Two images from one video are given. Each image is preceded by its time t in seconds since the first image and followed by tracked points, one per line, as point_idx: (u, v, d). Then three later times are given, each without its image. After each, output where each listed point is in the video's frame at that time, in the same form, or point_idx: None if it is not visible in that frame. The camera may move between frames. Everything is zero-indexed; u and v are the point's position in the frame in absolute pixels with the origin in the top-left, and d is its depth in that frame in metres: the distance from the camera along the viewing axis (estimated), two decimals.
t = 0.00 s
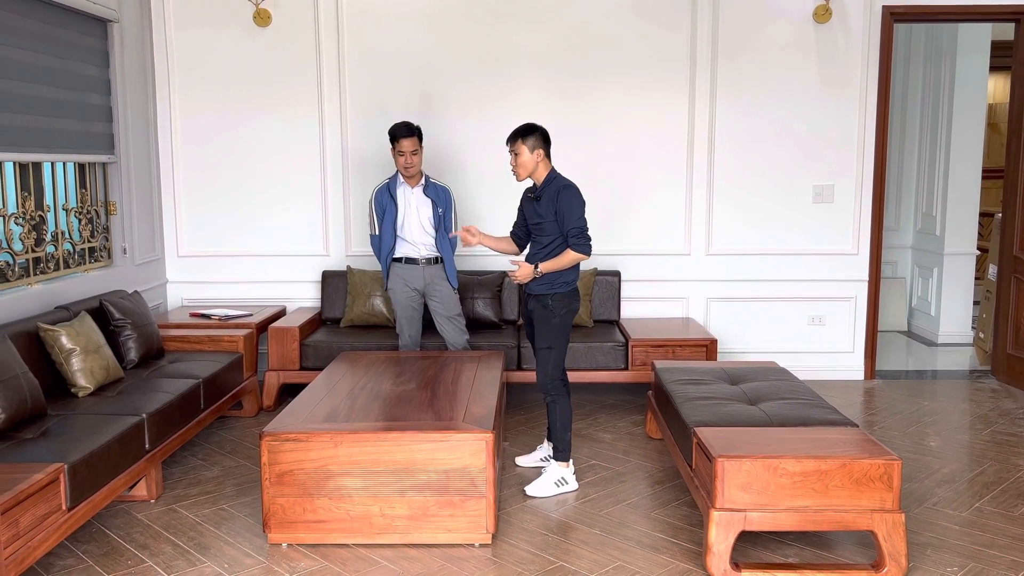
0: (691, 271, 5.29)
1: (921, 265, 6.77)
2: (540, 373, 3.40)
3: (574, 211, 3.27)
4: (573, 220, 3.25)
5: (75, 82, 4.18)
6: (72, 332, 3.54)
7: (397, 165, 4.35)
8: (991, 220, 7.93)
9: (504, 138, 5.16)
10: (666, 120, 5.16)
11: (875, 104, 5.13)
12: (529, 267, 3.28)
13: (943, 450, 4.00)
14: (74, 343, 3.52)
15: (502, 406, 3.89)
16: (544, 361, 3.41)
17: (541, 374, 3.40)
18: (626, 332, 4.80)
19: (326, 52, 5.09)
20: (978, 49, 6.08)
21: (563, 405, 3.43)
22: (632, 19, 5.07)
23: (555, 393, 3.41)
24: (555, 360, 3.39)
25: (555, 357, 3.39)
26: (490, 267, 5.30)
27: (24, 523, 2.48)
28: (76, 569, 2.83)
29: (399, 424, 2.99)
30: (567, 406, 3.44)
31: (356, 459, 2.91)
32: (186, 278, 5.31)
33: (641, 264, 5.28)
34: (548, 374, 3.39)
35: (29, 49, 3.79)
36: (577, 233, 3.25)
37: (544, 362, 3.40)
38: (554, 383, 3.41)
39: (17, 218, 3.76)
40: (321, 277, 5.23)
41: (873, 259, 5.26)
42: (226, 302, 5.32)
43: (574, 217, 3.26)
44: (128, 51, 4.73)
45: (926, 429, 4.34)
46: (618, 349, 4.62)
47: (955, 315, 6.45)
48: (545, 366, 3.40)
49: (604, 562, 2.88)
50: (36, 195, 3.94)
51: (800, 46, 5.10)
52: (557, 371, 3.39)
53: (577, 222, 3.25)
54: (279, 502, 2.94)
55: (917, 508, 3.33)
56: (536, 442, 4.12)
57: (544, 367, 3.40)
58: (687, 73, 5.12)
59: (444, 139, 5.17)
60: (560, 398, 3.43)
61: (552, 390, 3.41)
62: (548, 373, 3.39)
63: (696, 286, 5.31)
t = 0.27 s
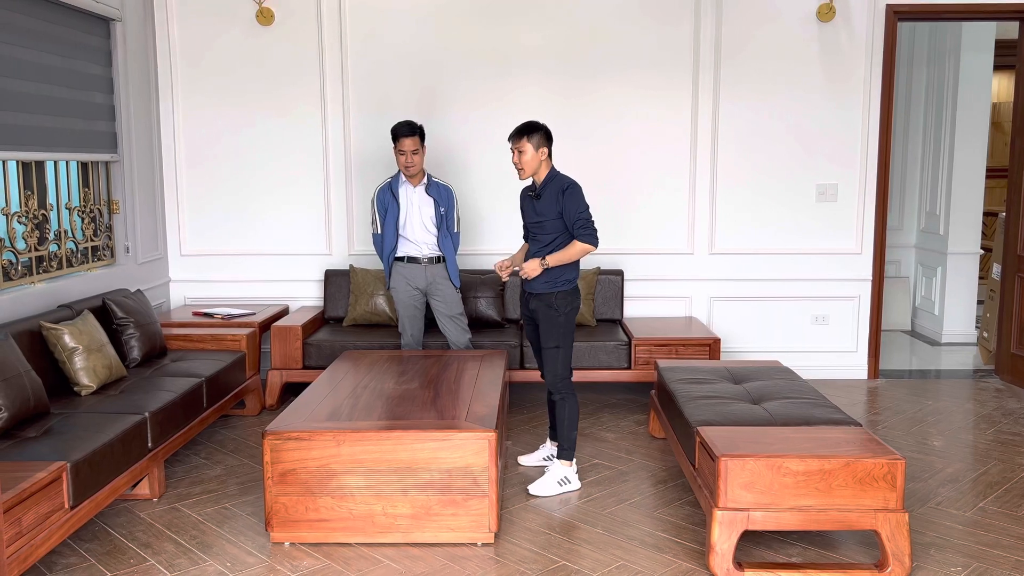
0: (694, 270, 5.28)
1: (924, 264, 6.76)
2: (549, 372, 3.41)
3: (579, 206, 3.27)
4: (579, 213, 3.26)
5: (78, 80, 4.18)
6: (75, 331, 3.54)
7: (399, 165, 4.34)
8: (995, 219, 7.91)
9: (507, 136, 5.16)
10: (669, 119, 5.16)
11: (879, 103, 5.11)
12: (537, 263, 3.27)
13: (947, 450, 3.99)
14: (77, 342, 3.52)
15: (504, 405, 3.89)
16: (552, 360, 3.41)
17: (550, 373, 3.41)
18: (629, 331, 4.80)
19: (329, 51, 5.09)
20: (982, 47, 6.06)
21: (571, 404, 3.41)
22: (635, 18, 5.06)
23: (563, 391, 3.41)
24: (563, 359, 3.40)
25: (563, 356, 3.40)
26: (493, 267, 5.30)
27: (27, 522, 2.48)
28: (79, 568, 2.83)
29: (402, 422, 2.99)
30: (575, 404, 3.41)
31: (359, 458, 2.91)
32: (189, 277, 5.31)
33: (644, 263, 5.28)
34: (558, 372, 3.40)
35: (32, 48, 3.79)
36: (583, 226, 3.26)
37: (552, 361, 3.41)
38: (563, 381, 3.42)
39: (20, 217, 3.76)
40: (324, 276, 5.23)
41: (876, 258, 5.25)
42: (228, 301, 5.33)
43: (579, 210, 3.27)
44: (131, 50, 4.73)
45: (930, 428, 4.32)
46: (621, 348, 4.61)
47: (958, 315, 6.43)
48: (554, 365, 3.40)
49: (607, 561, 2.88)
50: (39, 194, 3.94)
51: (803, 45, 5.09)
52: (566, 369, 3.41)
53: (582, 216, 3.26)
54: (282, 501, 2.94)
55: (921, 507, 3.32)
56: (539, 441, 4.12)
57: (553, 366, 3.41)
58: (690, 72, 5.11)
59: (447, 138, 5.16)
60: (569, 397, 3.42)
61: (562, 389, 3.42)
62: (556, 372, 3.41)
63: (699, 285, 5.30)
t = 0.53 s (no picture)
0: (696, 270, 5.28)
1: (927, 264, 6.75)
2: (549, 372, 3.41)
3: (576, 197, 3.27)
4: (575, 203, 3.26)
5: (80, 81, 4.19)
6: (78, 331, 3.55)
7: (401, 165, 4.35)
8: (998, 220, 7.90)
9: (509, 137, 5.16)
10: (671, 119, 5.15)
11: (881, 103, 5.11)
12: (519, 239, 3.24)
13: (949, 450, 3.99)
14: (79, 342, 3.53)
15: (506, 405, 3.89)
16: (553, 361, 3.42)
17: (550, 374, 3.42)
18: (631, 332, 4.79)
19: (330, 51, 5.09)
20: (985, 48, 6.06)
21: (572, 404, 3.42)
22: (637, 18, 5.06)
23: (564, 392, 3.41)
24: (563, 359, 3.40)
25: (563, 356, 3.40)
26: (494, 267, 5.30)
27: (29, 522, 2.48)
28: (81, 567, 2.84)
29: (403, 422, 2.99)
30: (577, 404, 3.43)
31: (361, 458, 2.91)
32: (191, 277, 5.32)
33: (646, 263, 5.27)
34: (558, 373, 3.41)
35: (35, 48, 3.80)
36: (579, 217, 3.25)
37: (552, 361, 3.42)
38: (564, 382, 3.42)
39: (23, 217, 3.77)
40: (326, 276, 5.23)
41: (879, 259, 5.24)
42: (230, 301, 5.33)
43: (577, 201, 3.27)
44: (133, 50, 4.74)
45: (932, 429, 4.32)
46: (623, 348, 4.61)
47: (961, 315, 6.43)
48: (554, 366, 3.41)
49: (608, 561, 2.87)
50: (42, 194, 3.95)
51: (805, 45, 5.08)
52: (567, 369, 3.42)
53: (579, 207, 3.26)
54: (284, 501, 2.95)
55: (923, 508, 3.31)
56: (540, 441, 4.12)
57: (553, 366, 3.42)
58: (692, 72, 5.11)
59: (449, 138, 5.16)
60: (569, 397, 3.42)
61: (563, 389, 3.42)
62: (556, 373, 3.41)
63: (702, 285, 5.29)
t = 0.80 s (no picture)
0: (697, 271, 5.28)
1: (929, 265, 6.74)
2: (547, 372, 3.42)
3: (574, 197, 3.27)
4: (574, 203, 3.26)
5: (82, 81, 4.20)
6: (80, 331, 3.55)
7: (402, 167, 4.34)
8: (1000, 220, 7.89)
9: (511, 137, 5.16)
10: (673, 120, 5.15)
11: (883, 103, 5.10)
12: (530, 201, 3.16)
13: (951, 451, 3.98)
14: (81, 342, 3.53)
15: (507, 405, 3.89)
16: (551, 361, 3.42)
17: (548, 374, 3.42)
18: (632, 332, 4.79)
19: (332, 52, 5.10)
20: (987, 48, 6.05)
21: (571, 404, 3.42)
22: (638, 19, 5.06)
23: (563, 392, 3.41)
24: (562, 359, 3.40)
25: (562, 357, 3.40)
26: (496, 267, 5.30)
27: (31, 522, 2.49)
28: (83, 567, 2.84)
29: (405, 423, 2.99)
30: (576, 405, 3.43)
31: (362, 459, 2.91)
32: (193, 277, 5.33)
33: (648, 264, 5.27)
34: (556, 373, 3.41)
35: (37, 49, 3.81)
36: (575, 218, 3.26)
37: (551, 362, 3.41)
38: (563, 382, 3.42)
39: (25, 217, 3.78)
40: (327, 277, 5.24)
41: (881, 260, 5.24)
42: (232, 302, 5.34)
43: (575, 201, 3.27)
44: (135, 51, 4.74)
45: (934, 430, 4.31)
46: (625, 349, 4.61)
47: (963, 316, 6.42)
48: (552, 366, 3.41)
49: (610, 562, 2.88)
50: (44, 194, 3.96)
51: (807, 46, 5.08)
52: (565, 370, 3.41)
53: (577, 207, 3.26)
54: (285, 501, 2.95)
55: (925, 508, 3.31)
56: (542, 442, 4.12)
57: (552, 367, 3.42)
58: (693, 73, 5.11)
59: (450, 139, 5.17)
60: (568, 397, 3.42)
61: (561, 389, 3.42)
62: (555, 373, 3.41)
63: (703, 286, 5.29)
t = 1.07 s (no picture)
0: (698, 271, 5.28)
1: (930, 265, 6.73)
2: (545, 372, 3.41)
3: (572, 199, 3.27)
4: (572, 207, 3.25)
5: (83, 82, 4.20)
6: (80, 331, 3.55)
7: (403, 167, 4.35)
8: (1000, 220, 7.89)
9: (511, 137, 5.16)
10: (674, 120, 5.15)
11: (884, 104, 5.10)
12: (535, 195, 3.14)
13: (951, 452, 3.98)
14: (82, 342, 3.53)
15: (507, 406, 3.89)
16: (550, 361, 3.41)
17: (547, 374, 3.41)
18: (632, 332, 4.79)
19: (333, 52, 5.10)
20: (988, 48, 6.05)
21: (570, 404, 3.42)
22: (638, 20, 5.06)
23: (562, 392, 3.41)
24: (560, 360, 3.40)
25: (560, 357, 3.39)
26: (496, 267, 5.30)
27: (31, 522, 2.49)
28: (83, 567, 2.84)
29: (405, 423, 2.99)
30: (575, 405, 3.43)
31: (362, 459, 2.91)
32: (193, 277, 5.33)
33: (648, 264, 5.27)
34: (554, 374, 3.40)
35: (37, 49, 3.81)
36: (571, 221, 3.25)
37: (549, 362, 3.41)
38: (561, 383, 3.42)
39: (25, 217, 3.78)
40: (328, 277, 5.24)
41: (881, 260, 5.23)
42: (232, 302, 5.34)
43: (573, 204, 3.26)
44: (136, 51, 4.74)
45: (935, 430, 4.31)
46: (625, 349, 4.61)
47: (963, 316, 6.42)
48: (551, 366, 3.41)
49: (610, 562, 2.87)
50: (45, 194, 3.96)
51: (807, 46, 5.08)
52: (563, 370, 3.41)
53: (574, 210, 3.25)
54: (285, 501, 2.95)
55: (925, 509, 3.31)
56: (542, 442, 4.12)
57: (550, 367, 3.41)
58: (694, 73, 5.11)
59: (451, 139, 5.17)
60: (567, 397, 3.42)
61: (559, 389, 3.42)
62: (554, 373, 3.41)
63: (704, 286, 5.29)
